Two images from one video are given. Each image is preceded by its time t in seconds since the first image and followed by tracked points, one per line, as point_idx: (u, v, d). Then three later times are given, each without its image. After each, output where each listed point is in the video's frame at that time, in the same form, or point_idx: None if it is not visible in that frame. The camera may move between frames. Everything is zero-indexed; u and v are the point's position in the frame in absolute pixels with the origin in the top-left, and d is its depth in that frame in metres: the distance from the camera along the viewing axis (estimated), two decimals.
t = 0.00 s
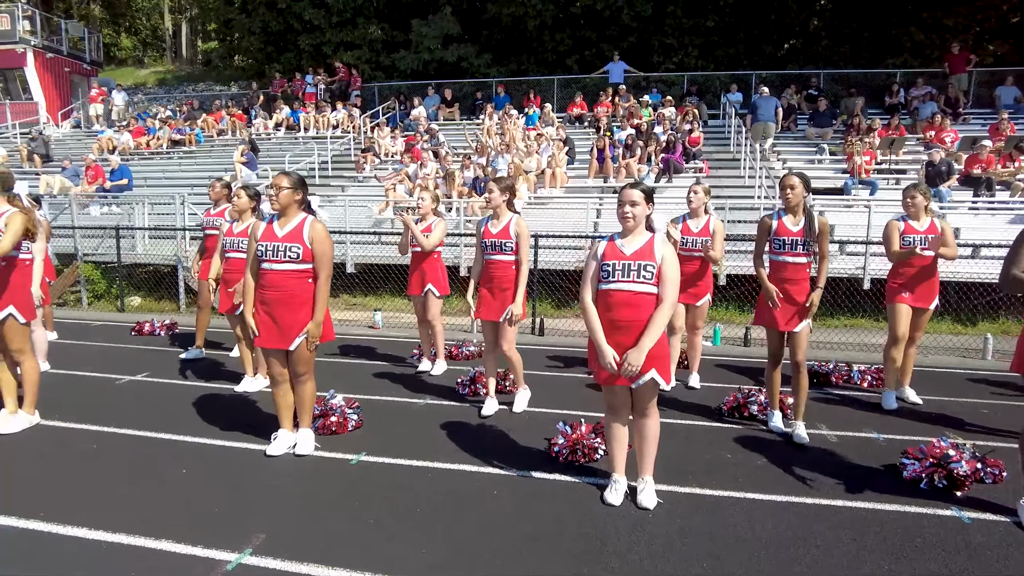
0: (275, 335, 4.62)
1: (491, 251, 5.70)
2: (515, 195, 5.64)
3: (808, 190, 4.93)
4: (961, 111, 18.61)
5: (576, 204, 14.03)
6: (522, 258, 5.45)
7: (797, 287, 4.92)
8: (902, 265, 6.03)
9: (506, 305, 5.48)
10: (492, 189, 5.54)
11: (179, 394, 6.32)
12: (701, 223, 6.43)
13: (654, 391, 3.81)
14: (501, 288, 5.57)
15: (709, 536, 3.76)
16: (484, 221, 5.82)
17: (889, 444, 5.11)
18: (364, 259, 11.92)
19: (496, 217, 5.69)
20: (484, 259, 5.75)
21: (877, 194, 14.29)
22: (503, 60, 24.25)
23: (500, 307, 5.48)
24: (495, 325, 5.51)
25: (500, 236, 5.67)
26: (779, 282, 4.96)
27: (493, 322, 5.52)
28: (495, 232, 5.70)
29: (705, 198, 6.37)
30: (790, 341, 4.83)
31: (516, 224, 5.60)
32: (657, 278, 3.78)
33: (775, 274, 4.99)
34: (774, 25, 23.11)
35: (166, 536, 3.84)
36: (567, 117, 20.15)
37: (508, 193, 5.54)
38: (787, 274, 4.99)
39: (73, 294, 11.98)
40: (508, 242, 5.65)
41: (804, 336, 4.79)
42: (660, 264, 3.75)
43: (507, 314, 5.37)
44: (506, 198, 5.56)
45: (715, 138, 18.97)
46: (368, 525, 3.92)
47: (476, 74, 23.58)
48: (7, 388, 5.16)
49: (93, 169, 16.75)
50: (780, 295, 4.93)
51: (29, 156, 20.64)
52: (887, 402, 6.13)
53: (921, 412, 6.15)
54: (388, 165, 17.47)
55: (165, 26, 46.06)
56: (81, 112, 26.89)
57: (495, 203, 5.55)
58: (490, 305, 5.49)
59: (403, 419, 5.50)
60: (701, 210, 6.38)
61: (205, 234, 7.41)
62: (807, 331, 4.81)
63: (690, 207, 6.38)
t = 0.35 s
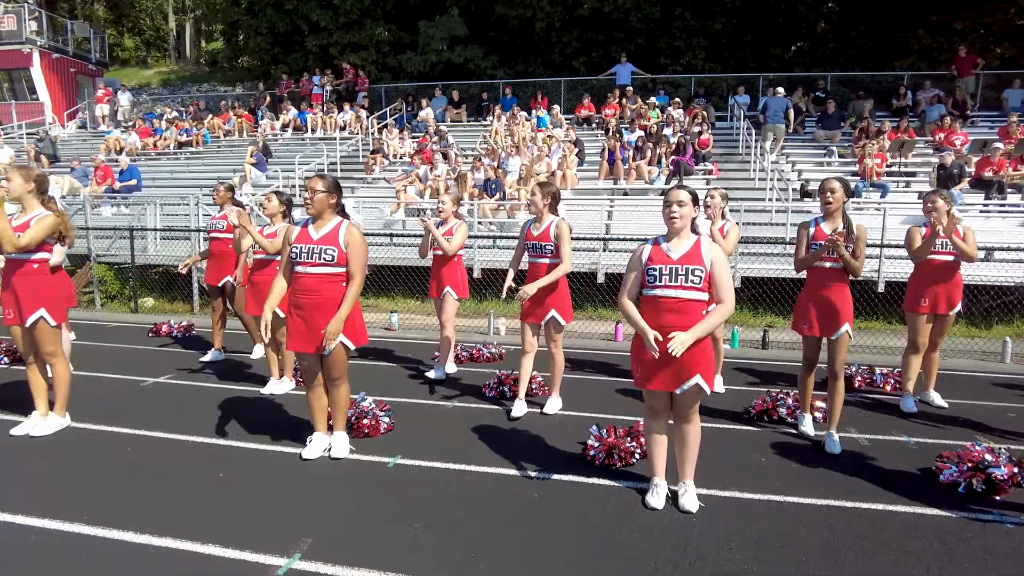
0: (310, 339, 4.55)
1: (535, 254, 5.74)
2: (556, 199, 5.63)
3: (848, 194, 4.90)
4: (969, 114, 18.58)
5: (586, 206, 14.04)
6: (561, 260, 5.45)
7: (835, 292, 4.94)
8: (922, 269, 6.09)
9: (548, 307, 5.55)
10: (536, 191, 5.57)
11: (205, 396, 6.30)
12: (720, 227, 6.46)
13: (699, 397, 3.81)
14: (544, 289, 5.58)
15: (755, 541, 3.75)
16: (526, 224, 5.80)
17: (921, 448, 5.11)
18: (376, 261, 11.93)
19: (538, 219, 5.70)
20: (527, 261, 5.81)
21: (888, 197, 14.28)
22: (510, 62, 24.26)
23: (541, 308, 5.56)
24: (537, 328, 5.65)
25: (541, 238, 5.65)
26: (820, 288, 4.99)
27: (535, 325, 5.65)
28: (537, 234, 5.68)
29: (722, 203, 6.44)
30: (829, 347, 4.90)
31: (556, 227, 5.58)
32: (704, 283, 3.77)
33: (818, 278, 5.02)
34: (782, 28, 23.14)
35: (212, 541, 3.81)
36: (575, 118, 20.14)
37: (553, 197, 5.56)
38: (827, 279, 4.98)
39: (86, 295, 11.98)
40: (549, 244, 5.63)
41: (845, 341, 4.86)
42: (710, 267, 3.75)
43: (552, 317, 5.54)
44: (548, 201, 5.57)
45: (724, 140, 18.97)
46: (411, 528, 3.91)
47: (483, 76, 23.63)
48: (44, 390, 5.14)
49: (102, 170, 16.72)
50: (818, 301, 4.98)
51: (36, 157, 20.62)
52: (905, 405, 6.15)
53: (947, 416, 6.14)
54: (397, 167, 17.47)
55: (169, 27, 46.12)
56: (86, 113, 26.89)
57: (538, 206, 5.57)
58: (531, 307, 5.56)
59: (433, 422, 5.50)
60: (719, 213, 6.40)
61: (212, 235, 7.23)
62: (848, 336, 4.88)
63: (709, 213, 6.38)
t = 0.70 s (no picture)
0: (337, 340, 4.37)
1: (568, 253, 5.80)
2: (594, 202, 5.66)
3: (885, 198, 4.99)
4: (976, 114, 18.56)
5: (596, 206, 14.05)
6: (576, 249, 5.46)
7: (873, 294, 5.06)
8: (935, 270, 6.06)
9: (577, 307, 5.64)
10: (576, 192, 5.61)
11: (228, 395, 6.27)
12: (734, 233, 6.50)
13: (735, 398, 3.77)
14: (577, 291, 5.64)
15: (796, 542, 3.75)
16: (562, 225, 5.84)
17: (949, 449, 5.11)
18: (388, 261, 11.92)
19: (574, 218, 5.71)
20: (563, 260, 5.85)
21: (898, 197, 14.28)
22: (515, 62, 24.25)
23: (572, 306, 5.66)
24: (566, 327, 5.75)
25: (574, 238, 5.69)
26: (855, 290, 5.12)
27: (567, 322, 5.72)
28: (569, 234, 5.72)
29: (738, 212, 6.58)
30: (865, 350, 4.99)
31: (591, 229, 5.61)
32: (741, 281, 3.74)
33: (854, 279, 5.15)
34: (787, 28, 23.12)
35: (255, 543, 3.75)
36: (582, 119, 20.12)
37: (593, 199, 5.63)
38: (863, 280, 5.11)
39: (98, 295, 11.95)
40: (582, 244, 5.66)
41: (881, 345, 4.96)
42: (745, 260, 3.64)
43: (580, 317, 5.65)
44: (586, 202, 5.60)
45: (732, 141, 18.96)
46: (449, 528, 3.89)
47: (488, 76, 23.64)
48: (70, 391, 5.09)
49: (109, 171, 16.68)
50: (854, 302, 5.09)
51: (42, 157, 20.59)
52: (929, 405, 6.15)
53: (972, 416, 6.13)
54: (405, 168, 17.45)
55: (171, 27, 46.14)
56: (90, 113, 26.88)
57: (578, 206, 5.60)
58: (561, 305, 5.66)
59: (460, 422, 5.48)
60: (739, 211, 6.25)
61: (221, 236, 6.78)
62: (883, 338, 4.97)
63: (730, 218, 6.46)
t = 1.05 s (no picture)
0: (367, 335, 4.23)
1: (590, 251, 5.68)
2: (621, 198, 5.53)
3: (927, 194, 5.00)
4: (986, 110, 18.45)
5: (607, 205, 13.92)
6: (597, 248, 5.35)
7: (919, 291, 5.02)
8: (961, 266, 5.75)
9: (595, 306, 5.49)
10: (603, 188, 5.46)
11: (249, 391, 6.17)
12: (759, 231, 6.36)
13: (780, 396, 3.64)
14: (600, 289, 5.48)
15: (846, 542, 3.67)
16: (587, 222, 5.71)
17: (988, 448, 5.04)
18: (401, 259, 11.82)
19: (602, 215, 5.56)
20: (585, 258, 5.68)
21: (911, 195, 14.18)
22: (521, 60, 24.16)
23: (594, 304, 5.51)
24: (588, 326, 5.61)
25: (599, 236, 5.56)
26: (896, 289, 5.10)
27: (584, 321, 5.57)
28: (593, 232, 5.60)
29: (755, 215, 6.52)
30: (906, 349, 5.00)
31: (617, 227, 5.48)
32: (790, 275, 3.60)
33: (895, 278, 5.12)
34: (795, 25, 22.99)
35: (294, 545, 3.64)
36: (590, 116, 20.02)
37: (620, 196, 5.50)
38: (905, 276, 5.07)
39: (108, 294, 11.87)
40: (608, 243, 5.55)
41: (923, 344, 4.95)
42: (793, 253, 3.52)
43: (600, 317, 5.47)
44: (613, 199, 5.46)
45: (741, 138, 18.86)
46: (489, 527, 3.81)
47: (495, 74, 23.57)
48: (94, 390, 5.00)
49: (116, 169, 16.59)
50: (896, 299, 5.09)
51: (48, 155, 20.52)
52: (961, 403, 6.04)
53: (1006, 414, 6.02)
54: (413, 165, 17.37)
55: (175, 26, 46.13)
56: (95, 112, 26.82)
57: (604, 202, 5.46)
58: (581, 303, 5.51)
59: (489, 421, 5.40)
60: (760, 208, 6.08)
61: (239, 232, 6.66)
62: (927, 337, 4.96)
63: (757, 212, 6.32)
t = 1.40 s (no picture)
0: (401, 341, 4.17)
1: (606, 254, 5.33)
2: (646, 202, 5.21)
3: (964, 195, 4.98)
4: (996, 110, 18.36)
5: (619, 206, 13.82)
6: (612, 251, 5.03)
7: (954, 295, 4.99)
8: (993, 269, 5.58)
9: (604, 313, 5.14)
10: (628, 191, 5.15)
11: (270, 394, 6.09)
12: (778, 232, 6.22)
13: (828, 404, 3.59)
14: (612, 294, 5.13)
15: (896, 551, 3.59)
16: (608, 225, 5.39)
17: None
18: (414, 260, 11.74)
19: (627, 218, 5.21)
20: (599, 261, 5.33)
21: (925, 194, 14.11)
22: (528, 58, 24.07)
23: (604, 309, 5.14)
24: (601, 333, 5.25)
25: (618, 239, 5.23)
26: (930, 292, 5.06)
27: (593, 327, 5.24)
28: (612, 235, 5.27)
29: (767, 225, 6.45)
30: (940, 354, 4.91)
31: (640, 231, 5.13)
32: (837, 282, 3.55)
33: (930, 282, 5.10)
34: (804, 23, 22.87)
35: (339, 557, 3.51)
36: (598, 115, 19.93)
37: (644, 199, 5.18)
38: (941, 281, 5.05)
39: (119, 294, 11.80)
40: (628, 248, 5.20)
41: (958, 348, 4.86)
42: (843, 260, 3.47)
43: (610, 323, 5.10)
44: (638, 202, 5.11)
45: (751, 137, 18.76)
46: (532, 533, 3.72)
47: (501, 72, 23.50)
48: (117, 394, 4.91)
49: (123, 168, 16.48)
50: (930, 302, 5.04)
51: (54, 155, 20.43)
52: (990, 407, 5.99)
53: None
54: (422, 165, 17.30)
55: (178, 24, 46.03)
56: (100, 110, 26.75)
57: (629, 205, 5.11)
58: (593, 306, 5.18)
59: (517, 426, 5.33)
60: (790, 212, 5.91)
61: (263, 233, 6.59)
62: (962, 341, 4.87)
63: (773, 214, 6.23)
